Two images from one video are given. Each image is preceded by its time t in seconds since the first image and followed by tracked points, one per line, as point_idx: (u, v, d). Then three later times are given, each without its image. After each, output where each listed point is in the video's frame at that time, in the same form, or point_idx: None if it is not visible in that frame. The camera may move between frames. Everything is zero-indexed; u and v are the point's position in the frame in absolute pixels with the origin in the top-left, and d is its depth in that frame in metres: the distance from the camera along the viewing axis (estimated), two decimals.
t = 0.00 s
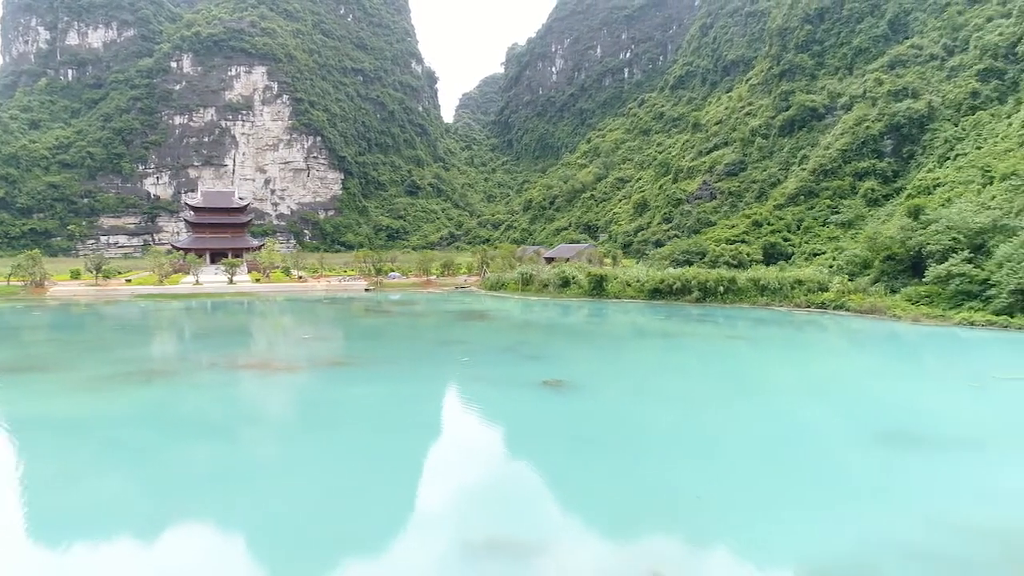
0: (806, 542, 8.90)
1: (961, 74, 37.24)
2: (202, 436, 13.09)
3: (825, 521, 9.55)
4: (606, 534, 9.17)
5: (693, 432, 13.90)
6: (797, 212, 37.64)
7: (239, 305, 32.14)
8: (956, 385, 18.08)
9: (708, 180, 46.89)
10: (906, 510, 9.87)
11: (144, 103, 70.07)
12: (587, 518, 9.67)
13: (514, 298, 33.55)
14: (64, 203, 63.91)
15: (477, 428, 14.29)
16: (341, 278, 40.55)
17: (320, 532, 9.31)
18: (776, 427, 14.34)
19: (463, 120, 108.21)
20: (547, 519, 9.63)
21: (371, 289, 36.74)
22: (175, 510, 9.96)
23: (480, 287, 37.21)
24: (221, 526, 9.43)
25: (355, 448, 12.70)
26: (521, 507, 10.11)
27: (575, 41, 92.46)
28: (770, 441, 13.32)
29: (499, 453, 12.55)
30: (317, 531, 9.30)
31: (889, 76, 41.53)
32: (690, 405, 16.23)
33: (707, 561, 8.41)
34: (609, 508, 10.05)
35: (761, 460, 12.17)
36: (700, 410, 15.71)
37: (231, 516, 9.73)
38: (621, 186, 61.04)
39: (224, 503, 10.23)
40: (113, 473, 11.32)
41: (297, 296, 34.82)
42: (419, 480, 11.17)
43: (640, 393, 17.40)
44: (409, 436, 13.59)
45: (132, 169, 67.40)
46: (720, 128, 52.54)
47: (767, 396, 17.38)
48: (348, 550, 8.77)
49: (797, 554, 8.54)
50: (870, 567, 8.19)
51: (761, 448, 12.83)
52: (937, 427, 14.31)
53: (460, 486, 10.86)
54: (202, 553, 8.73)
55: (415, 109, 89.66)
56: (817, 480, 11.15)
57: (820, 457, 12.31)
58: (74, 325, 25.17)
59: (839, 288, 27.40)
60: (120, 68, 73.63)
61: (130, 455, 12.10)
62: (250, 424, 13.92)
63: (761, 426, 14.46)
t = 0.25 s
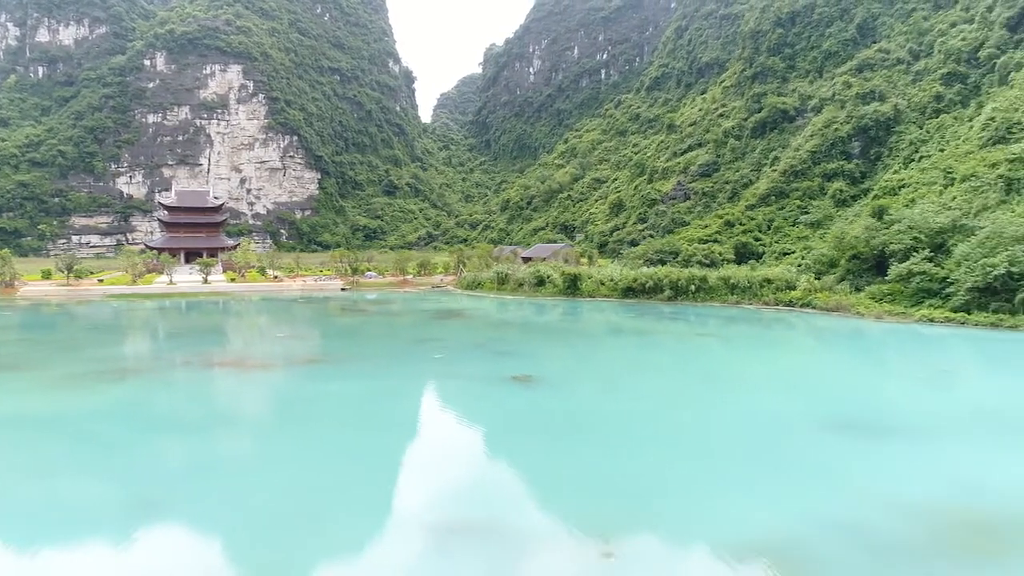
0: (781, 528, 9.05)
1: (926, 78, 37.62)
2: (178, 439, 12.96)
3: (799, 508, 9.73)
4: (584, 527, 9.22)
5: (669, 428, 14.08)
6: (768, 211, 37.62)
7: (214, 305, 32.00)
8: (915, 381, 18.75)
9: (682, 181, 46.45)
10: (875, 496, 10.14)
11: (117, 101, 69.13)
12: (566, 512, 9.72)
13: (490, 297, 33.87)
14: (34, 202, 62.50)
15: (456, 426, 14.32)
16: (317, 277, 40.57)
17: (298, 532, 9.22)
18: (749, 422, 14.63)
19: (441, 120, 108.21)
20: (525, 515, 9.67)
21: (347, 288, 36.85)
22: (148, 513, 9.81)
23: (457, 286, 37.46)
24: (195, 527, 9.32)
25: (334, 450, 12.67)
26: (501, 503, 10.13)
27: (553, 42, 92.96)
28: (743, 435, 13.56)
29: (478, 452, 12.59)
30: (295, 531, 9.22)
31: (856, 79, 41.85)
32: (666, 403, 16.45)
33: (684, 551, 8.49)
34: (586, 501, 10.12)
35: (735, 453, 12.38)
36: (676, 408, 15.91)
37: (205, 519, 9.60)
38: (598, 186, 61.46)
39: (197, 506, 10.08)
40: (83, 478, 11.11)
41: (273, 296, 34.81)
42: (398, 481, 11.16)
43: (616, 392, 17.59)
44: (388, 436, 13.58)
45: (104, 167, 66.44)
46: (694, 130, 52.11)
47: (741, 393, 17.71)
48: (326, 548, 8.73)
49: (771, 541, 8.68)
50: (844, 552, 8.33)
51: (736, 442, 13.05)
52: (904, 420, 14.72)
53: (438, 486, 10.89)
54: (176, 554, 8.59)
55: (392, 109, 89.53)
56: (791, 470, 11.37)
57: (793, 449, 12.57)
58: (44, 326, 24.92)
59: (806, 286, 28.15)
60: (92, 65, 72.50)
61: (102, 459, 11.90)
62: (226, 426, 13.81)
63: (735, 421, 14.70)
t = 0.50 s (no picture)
0: (753, 523, 9.35)
1: (895, 81, 38.11)
2: (156, 441, 12.95)
3: (771, 503, 10.06)
4: (563, 523, 9.45)
5: (645, 426, 14.33)
6: (742, 212, 38.09)
7: (190, 305, 31.85)
8: (878, 377, 19.38)
9: (659, 180, 46.63)
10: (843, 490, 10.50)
11: (91, 99, 68.17)
12: (545, 510, 9.93)
13: (467, 296, 34.12)
14: (5, 201, 61.38)
15: (436, 425, 14.48)
16: (295, 277, 40.54)
17: (280, 532, 9.32)
18: (724, 418, 14.98)
19: (420, 120, 108.11)
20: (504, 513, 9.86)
21: (325, 288, 36.90)
22: (128, 516, 9.83)
23: (435, 286, 37.62)
24: (177, 530, 9.35)
25: (315, 450, 12.76)
26: (481, 502, 10.31)
27: (532, 43, 93.30)
28: (717, 431, 13.90)
29: (458, 451, 12.76)
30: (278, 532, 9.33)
31: (829, 81, 42.33)
32: (643, 401, 16.75)
33: (659, 547, 8.73)
34: (564, 499, 10.34)
35: (710, 449, 12.69)
36: (653, 405, 16.22)
37: (187, 521, 9.63)
38: (577, 186, 61.88)
39: (178, 508, 10.12)
40: (62, 481, 11.07)
41: (249, 296, 34.74)
42: (379, 480, 11.30)
43: (594, 390, 17.87)
44: (369, 436, 13.70)
45: (78, 166, 65.45)
46: (672, 130, 51.76)
47: (716, 390, 18.10)
48: (308, 548, 8.83)
49: (744, 536, 8.96)
50: (813, 545, 8.65)
51: (711, 438, 13.38)
52: (871, 415, 15.19)
53: (420, 486, 11.04)
54: (157, 556, 8.64)
55: (371, 108, 89.26)
56: (764, 467, 11.64)
57: (765, 444, 12.93)
58: (17, 325, 24.70)
59: (777, 285, 28.80)
60: (65, 62, 71.39)
61: (79, 462, 11.86)
62: (206, 427, 13.83)
63: (710, 417, 15.06)
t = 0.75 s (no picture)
0: (721, 514, 9.50)
1: (860, 85, 38.84)
2: (126, 442, 12.82)
3: (741, 494, 10.27)
4: (536, 515, 9.57)
5: (619, 421, 14.57)
6: (712, 212, 38.68)
7: (161, 305, 31.59)
8: (840, 372, 19.90)
9: (632, 181, 47.03)
10: (809, 481, 10.73)
11: (58, 96, 66.88)
12: (519, 503, 10.04)
13: (441, 296, 34.33)
14: None
15: (410, 423, 14.49)
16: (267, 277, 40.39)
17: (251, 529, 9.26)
18: (695, 413, 15.22)
19: (395, 119, 107.86)
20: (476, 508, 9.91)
21: (298, 288, 36.89)
22: (95, 517, 9.69)
23: (409, 286, 37.70)
24: (143, 529, 9.23)
25: (288, 449, 12.70)
26: (453, 497, 10.35)
27: (507, 43, 93.59)
28: (689, 426, 14.12)
29: (432, 448, 12.79)
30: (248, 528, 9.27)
31: (797, 84, 43.00)
32: (616, 396, 17.05)
33: (629, 539, 8.84)
34: (537, 493, 10.42)
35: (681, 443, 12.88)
36: (627, 402, 16.43)
37: (162, 519, 9.59)
38: (551, 187, 62.25)
39: (145, 508, 9.99)
40: (28, 484, 10.89)
41: (221, 295, 34.55)
42: (352, 477, 11.28)
43: (568, 387, 18.13)
44: (343, 434, 13.67)
45: (45, 165, 64.24)
46: (645, 132, 52.30)
47: (688, 386, 18.39)
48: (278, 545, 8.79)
49: (713, 526, 9.10)
50: (779, 534, 8.83)
51: (682, 433, 13.58)
52: (838, 410, 15.57)
53: (393, 483, 11.04)
54: (123, 555, 8.52)
55: (346, 108, 88.85)
56: (734, 459, 11.93)
57: (735, 438, 13.16)
58: None
59: (744, 284, 29.37)
60: (31, 59, 69.93)
61: (47, 464, 11.71)
62: (177, 428, 13.72)
63: (682, 413, 15.29)
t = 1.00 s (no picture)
0: (690, 505, 9.58)
1: (824, 88, 39.68)
2: (85, 444, 12.48)
3: (711, 483, 10.47)
4: (509, 507, 9.64)
5: (591, 416, 14.73)
6: (680, 212, 39.19)
7: (125, 305, 31.13)
8: (798, 367, 20.48)
9: (602, 182, 47.22)
10: (773, 472, 10.91)
11: (19, 93, 65.29)
12: (493, 495, 10.10)
13: (411, 295, 34.39)
14: None
15: (378, 420, 14.38)
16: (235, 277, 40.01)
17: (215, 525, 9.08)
18: (661, 408, 15.42)
19: (368, 118, 107.27)
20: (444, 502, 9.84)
21: (266, 288, 36.62)
22: (50, 516, 9.38)
23: (379, 285, 37.60)
24: (102, 528, 8.97)
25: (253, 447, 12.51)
26: (421, 493, 10.27)
27: (480, 43, 93.65)
28: (660, 420, 14.35)
29: (400, 445, 12.71)
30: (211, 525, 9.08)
31: (764, 87, 43.71)
32: (588, 393, 17.23)
33: (598, 531, 8.86)
34: (506, 487, 10.39)
35: (648, 437, 13.00)
36: (596, 399, 16.55)
37: (129, 515, 9.43)
38: (522, 187, 62.35)
39: (104, 507, 9.72)
40: None
41: (187, 295, 34.14)
42: (317, 473, 11.16)
43: (540, 384, 18.27)
44: (309, 431, 13.52)
45: (5, 163, 62.72)
46: (615, 133, 52.78)
47: (654, 383, 18.66)
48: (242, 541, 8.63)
49: (683, 517, 9.17)
50: (747, 524, 8.95)
51: (649, 427, 13.71)
52: (798, 404, 15.96)
53: (358, 478, 10.94)
54: (82, 554, 8.27)
55: (317, 107, 88.08)
56: (704, 450, 12.16)
57: (700, 432, 13.38)
58: None
59: (710, 282, 29.89)
60: None
61: (2, 467, 11.34)
62: (140, 429, 13.43)
63: (648, 407, 15.46)
